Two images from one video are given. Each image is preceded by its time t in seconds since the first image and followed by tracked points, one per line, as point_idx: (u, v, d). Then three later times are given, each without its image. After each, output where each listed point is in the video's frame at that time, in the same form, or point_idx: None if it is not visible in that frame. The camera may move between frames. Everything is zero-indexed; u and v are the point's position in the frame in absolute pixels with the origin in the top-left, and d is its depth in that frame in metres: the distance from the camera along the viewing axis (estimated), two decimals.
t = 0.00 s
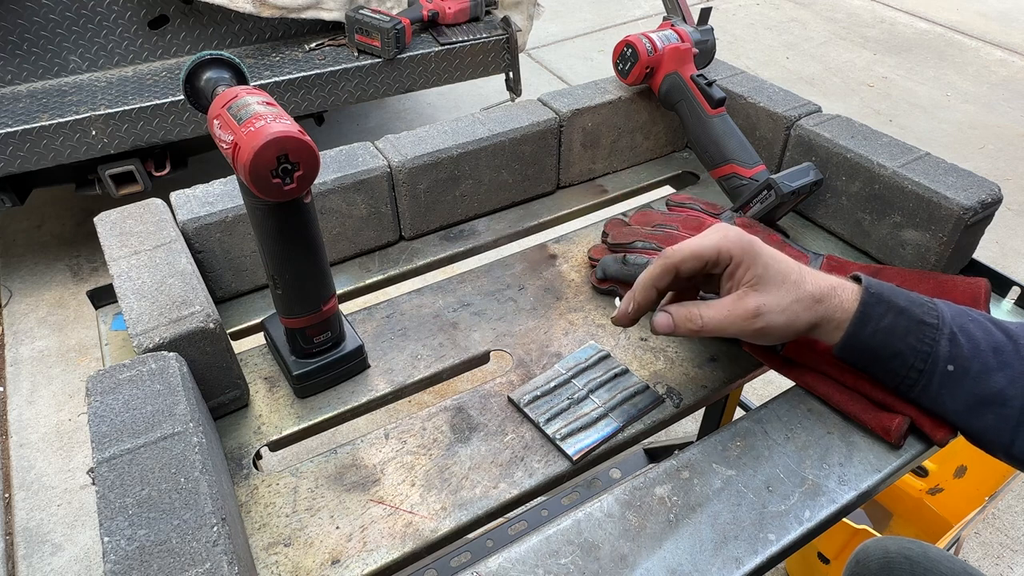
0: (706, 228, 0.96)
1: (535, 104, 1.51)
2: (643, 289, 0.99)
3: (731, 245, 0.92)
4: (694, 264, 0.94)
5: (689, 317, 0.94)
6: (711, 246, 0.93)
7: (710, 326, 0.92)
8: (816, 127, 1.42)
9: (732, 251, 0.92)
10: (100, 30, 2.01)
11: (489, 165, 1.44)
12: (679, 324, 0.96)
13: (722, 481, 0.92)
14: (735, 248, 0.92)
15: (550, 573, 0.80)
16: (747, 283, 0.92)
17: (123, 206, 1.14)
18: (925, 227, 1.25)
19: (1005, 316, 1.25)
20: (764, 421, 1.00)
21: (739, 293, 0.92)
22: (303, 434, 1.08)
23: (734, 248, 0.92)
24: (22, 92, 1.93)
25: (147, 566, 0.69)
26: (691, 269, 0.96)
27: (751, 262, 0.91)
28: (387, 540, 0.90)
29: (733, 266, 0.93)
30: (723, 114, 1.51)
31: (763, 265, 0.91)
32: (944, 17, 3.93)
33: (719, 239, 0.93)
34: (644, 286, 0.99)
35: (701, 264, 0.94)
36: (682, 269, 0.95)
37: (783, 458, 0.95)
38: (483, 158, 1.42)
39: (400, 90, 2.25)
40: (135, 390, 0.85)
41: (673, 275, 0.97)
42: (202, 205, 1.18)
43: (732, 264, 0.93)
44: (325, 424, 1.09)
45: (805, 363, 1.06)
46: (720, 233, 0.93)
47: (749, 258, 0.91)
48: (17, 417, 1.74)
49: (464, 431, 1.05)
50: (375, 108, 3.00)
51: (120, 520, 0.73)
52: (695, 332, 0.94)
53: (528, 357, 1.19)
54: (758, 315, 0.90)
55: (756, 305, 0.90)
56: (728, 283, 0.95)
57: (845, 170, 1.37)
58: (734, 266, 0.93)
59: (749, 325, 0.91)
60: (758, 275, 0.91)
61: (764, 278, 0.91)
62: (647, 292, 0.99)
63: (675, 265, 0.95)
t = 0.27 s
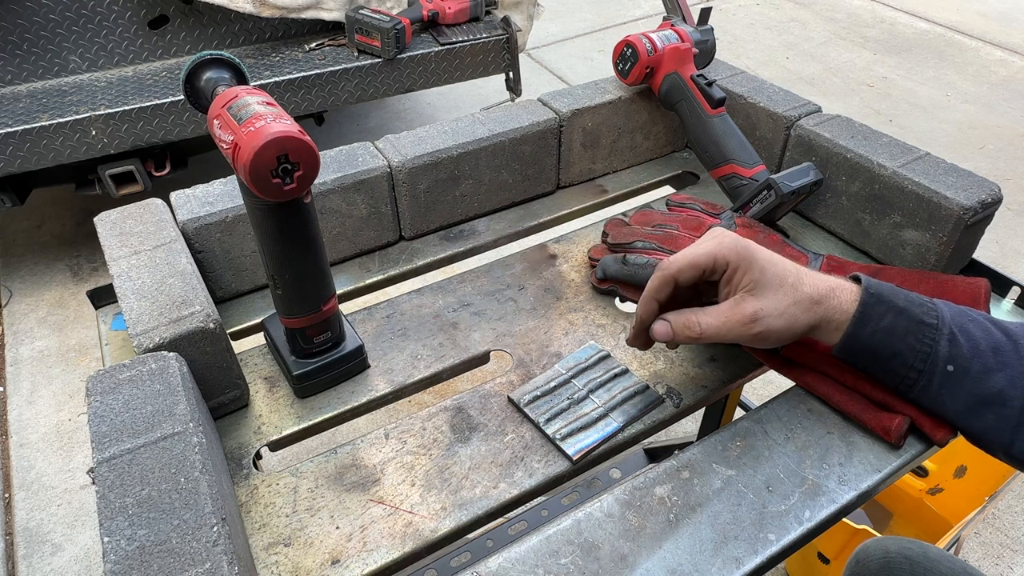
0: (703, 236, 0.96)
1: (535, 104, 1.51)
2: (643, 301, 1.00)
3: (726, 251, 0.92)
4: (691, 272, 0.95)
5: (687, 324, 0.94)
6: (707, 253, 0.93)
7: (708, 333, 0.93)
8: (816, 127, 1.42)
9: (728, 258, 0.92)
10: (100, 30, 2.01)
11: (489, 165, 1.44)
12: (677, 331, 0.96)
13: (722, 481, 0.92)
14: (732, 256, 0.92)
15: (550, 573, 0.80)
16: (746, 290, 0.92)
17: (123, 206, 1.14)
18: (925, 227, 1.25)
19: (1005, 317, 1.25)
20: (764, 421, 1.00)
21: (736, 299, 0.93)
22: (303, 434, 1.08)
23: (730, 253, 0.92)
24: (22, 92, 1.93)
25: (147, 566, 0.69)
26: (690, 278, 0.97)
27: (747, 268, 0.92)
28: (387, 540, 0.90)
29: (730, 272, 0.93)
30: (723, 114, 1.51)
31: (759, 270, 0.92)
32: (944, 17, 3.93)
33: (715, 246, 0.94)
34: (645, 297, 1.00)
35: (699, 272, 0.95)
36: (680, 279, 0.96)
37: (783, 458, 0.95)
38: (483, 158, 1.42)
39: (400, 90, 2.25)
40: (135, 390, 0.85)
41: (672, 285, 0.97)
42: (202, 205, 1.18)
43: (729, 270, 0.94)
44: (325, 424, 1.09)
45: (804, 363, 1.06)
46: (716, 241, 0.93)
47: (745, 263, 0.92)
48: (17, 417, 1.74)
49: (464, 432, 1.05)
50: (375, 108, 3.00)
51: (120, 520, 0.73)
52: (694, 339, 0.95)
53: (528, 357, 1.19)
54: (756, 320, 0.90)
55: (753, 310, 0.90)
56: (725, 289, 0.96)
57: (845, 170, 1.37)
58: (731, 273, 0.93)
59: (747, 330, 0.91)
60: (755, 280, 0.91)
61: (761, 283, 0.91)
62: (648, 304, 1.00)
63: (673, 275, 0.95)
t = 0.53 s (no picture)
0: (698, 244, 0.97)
1: (535, 104, 1.51)
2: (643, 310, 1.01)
3: (721, 258, 0.93)
4: (688, 281, 0.96)
5: (687, 332, 0.95)
6: (703, 261, 0.94)
7: (708, 340, 0.93)
8: (816, 127, 1.42)
9: (723, 264, 0.93)
10: (100, 30, 2.01)
11: (489, 165, 1.44)
12: (677, 340, 0.96)
13: (722, 481, 0.92)
14: (726, 263, 0.93)
15: (550, 573, 0.80)
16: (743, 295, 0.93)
17: (123, 206, 1.14)
18: (925, 227, 1.25)
19: (1005, 317, 1.25)
20: (764, 421, 1.00)
21: (733, 304, 0.93)
22: (303, 434, 1.08)
23: (725, 260, 0.93)
24: (22, 92, 1.93)
25: (147, 566, 0.69)
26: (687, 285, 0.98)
27: (742, 273, 0.92)
28: (387, 540, 0.90)
29: (726, 278, 0.94)
30: (723, 114, 1.51)
31: (756, 275, 0.92)
32: (944, 17, 3.93)
33: (709, 254, 0.94)
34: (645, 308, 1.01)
35: (695, 279, 0.96)
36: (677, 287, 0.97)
37: (783, 458, 0.95)
38: (483, 158, 1.42)
39: (400, 90, 2.25)
40: (135, 390, 0.85)
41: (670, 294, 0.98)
42: (202, 205, 1.18)
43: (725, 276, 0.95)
44: (325, 424, 1.09)
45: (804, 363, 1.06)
46: (710, 248, 0.94)
47: (741, 269, 0.92)
48: (17, 417, 1.74)
49: (464, 431, 1.05)
50: (375, 108, 3.00)
51: (120, 520, 0.73)
52: (695, 347, 0.95)
53: (528, 357, 1.19)
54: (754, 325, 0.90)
55: (750, 316, 0.91)
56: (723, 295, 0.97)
57: (845, 170, 1.37)
58: (727, 279, 0.94)
59: (746, 336, 0.92)
60: (751, 285, 0.92)
61: (758, 288, 0.92)
62: (648, 314, 1.01)
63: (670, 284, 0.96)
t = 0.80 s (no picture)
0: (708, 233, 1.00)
1: (535, 104, 1.51)
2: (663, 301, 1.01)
3: (732, 237, 0.95)
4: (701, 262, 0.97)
5: (717, 299, 0.86)
6: (715, 242, 0.96)
7: (738, 306, 0.85)
8: (816, 127, 1.42)
9: (733, 243, 0.95)
10: (100, 30, 2.01)
11: (489, 164, 1.44)
12: (708, 312, 0.85)
13: (722, 481, 0.92)
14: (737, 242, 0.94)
15: (550, 573, 0.80)
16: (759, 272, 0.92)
17: (123, 206, 1.14)
18: (925, 227, 1.25)
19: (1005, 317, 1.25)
20: (764, 421, 1.00)
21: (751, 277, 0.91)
22: (303, 434, 1.08)
23: (736, 240, 0.95)
24: (22, 92, 1.93)
25: (148, 566, 0.69)
26: (701, 271, 0.99)
27: (754, 249, 0.93)
28: (387, 540, 0.90)
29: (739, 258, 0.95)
30: (723, 114, 1.51)
31: (768, 252, 0.92)
32: (944, 17, 3.93)
33: (720, 237, 0.97)
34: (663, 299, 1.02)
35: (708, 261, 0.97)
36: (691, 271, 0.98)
37: (783, 458, 0.95)
38: (483, 158, 1.42)
39: (399, 90, 2.25)
40: (135, 390, 0.85)
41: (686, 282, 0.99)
42: (203, 205, 1.18)
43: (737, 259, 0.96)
44: (324, 424, 1.09)
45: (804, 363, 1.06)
46: (719, 230, 0.97)
47: (752, 246, 0.93)
48: (17, 417, 1.74)
49: (464, 431, 1.05)
50: (376, 108, 3.00)
51: (120, 520, 0.73)
52: (725, 318, 0.86)
53: (528, 357, 1.19)
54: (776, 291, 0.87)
55: (770, 282, 0.87)
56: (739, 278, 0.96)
57: (845, 170, 1.37)
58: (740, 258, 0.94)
59: (771, 302, 0.86)
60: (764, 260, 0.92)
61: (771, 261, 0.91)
62: (666, 305, 1.02)
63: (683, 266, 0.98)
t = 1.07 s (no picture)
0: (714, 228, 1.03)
1: (535, 104, 1.51)
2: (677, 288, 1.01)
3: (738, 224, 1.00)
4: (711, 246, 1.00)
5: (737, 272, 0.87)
6: (723, 228, 1.00)
7: (759, 277, 0.87)
8: (816, 127, 1.42)
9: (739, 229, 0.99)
10: (100, 30, 2.01)
11: (489, 164, 1.44)
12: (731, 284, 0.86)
13: (722, 481, 0.92)
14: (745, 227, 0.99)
15: (550, 573, 0.80)
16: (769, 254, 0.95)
17: (123, 206, 1.14)
18: (925, 227, 1.25)
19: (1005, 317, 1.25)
20: (764, 421, 1.00)
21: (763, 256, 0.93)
22: (303, 434, 1.08)
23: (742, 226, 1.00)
24: (22, 92, 1.93)
25: (147, 566, 0.69)
26: (710, 257, 1.01)
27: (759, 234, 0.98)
28: (387, 540, 0.90)
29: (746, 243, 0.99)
30: (723, 114, 1.51)
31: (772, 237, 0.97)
32: (944, 17, 3.93)
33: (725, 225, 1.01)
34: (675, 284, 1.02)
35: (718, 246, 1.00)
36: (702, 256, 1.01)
37: (783, 457, 0.95)
38: (483, 158, 1.42)
39: (399, 90, 2.25)
40: (135, 390, 0.85)
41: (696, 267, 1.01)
42: (202, 205, 1.18)
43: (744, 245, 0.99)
44: (324, 424, 1.09)
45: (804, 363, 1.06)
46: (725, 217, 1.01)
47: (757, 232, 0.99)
48: (17, 417, 1.74)
49: (464, 431, 1.05)
50: (376, 108, 3.00)
51: (120, 520, 0.73)
52: (747, 288, 0.86)
53: (528, 357, 1.19)
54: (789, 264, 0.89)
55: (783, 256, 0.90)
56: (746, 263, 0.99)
57: (845, 170, 1.37)
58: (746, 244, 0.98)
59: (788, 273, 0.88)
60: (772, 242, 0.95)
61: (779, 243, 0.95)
62: (679, 289, 1.02)
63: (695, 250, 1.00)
